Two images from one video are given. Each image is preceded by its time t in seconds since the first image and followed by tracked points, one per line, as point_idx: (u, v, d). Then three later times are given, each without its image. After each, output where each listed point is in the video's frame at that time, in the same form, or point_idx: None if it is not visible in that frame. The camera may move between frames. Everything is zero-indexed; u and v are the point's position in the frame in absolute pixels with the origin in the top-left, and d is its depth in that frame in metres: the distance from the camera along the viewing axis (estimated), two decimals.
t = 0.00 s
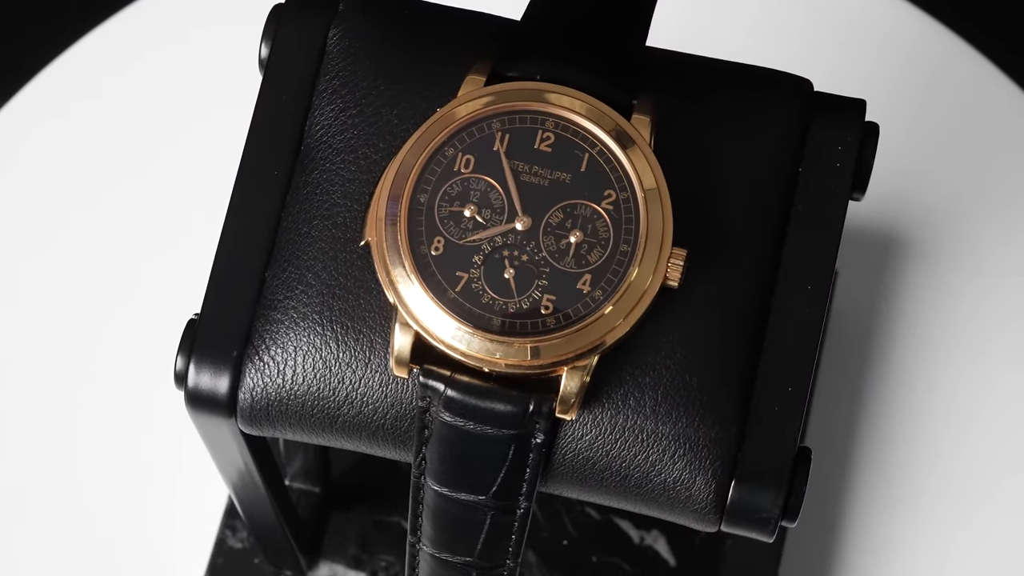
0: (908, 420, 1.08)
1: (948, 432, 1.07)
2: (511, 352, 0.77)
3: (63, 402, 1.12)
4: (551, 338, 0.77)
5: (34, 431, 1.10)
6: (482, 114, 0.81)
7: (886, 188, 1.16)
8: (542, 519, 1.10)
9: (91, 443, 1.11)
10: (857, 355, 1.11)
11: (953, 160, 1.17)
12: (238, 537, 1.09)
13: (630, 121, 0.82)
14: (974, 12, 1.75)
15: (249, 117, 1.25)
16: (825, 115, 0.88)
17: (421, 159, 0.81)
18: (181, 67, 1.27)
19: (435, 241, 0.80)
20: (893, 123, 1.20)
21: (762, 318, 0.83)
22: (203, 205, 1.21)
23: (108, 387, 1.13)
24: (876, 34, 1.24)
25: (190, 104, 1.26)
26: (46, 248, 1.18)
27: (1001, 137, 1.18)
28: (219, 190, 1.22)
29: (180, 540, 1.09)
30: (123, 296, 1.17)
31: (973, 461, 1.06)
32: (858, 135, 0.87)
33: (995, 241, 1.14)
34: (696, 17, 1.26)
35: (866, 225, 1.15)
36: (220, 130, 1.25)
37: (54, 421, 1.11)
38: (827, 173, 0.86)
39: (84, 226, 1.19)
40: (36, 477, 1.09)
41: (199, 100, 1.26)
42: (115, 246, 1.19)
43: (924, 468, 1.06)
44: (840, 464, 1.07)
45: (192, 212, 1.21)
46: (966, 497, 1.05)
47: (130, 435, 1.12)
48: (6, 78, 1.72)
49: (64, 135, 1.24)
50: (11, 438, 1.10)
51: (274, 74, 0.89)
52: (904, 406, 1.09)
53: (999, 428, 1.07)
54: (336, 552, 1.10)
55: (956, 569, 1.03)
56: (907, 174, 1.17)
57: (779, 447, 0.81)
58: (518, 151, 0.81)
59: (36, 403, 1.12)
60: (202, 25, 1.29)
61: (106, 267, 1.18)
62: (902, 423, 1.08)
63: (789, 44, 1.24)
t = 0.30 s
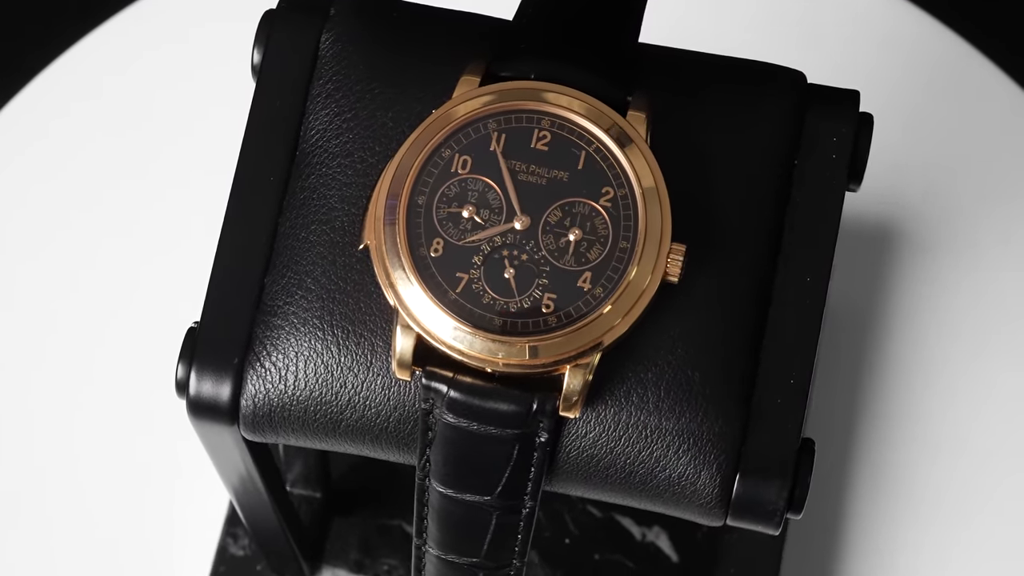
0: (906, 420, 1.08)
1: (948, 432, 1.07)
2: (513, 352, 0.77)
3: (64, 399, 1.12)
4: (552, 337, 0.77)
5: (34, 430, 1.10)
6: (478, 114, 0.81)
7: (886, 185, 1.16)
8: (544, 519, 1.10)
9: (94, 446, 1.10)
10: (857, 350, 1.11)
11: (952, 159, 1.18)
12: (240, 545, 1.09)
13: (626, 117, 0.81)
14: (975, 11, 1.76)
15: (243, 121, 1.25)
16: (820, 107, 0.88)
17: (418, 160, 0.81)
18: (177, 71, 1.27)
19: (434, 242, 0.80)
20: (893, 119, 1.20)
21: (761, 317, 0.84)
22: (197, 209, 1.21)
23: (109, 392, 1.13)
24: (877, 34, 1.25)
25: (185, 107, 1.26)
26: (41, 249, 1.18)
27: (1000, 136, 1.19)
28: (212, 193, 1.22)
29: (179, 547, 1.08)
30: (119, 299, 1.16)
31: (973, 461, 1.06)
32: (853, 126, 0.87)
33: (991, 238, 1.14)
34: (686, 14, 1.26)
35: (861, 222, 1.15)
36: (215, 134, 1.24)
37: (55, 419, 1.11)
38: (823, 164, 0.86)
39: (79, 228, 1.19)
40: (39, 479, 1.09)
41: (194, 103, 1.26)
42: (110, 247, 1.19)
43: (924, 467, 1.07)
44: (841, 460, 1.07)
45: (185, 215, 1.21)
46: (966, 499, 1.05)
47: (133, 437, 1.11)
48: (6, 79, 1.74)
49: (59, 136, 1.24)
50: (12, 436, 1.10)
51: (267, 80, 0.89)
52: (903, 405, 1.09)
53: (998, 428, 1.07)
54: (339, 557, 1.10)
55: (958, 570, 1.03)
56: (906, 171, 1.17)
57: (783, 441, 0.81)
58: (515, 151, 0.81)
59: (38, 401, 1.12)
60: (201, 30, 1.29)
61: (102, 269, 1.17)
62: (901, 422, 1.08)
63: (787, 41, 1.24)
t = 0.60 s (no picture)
0: (905, 420, 1.08)
1: (947, 433, 1.07)
2: (516, 352, 0.77)
3: (66, 399, 1.12)
4: (553, 336, 0.77)
5: (36, 430, 1.10)
6: (474, 115, 0.81)
7: (885, 182, 1.17)
8: (546, 518, 1.10)
9: (98, 451, 1.10)
10: (858, 343, 1.11)
11: (950, 157, 1.17)
12: (242, 552, 1.09)
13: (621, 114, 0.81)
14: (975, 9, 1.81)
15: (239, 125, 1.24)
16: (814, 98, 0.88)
17: (415, 163, 0.80)
18: (175, 77, 1.27)
19: (434, 244, 0.80)
20: (891, 117, 1.20)
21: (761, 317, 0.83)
22: (192, 214, 1.21)
23: (112, 398, 1.13)
24: (877, 32, 1.25)
25: (181, 111, 1.25)
26: (38, 253, 1.18)
27: (998, 134, 1.18)
28: (207, 199, 1.21)
29: (182, 555, 1.08)
30: (115, 302, 1.16)
31: (974, 462, 1.06)
32: (847, 117, 0.87)
33: (988, 235, 1.14)
34: (676, 11, 1.27)
35: (857, 218, 1.15)
36: (211, 139, 1.24)
37: (59, 421, 1.11)
38: (819, 156, 0.86)
39: (75, 232, 1.19)
40: (42, 484, 1.08)
41: (190, 108, 1.25)
42: (106, 251, 1.18)
43: (924, 467, 1.06)
44: (841, 456, 1.08)
45: (179, 220, 1.20)
46: (967, 500, 1.05)
47: (138, 442, 1.11)
48: (6, 79, 1.77)
49: (54, 140, 1.24)
50: (14, 438, 1.10)
51: (261, 86, 0.89)
52: (902, 405, 1.09)
53: (998, 426, 1.07)
54: (341, 561, 1.10)
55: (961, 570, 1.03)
56: (904, 169, 1.17)
57: (787, 432, 0.81)
58: (511, 151, 0.81)
59: (41, 401, 1.12)
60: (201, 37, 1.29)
61: (98, 273, 1.17)
62: (900, 422, 1.08)
63: (785, 37, 1.25)
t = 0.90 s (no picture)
0: (903, 421, 1.08)
1: (948, 434, 1.07)
2: (519, 351, 0.77)
3: (66, 398, 1.12)
4: (555, 335, 0.77)
5: (36, 429, 1.10)
6: (470, 116, 0.81)
7: (885, 179, 1.17)
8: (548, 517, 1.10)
9: (102, 457, 1.10)
10: (858, 339, 1.11)
11: (948, 155, 1.18)
12: (244, 561, 1.08)
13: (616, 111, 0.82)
14: (978, 12, 1.85)
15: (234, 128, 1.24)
16: (807, 89, 0.88)
17: (412, 166, 0.80)
18: (174, 84, 1.27)
19: (433, 246, 0.80)
20: (891, 115, 1.20)
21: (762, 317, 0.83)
22: (186, 220, 1.20)
23: (114, 402, 1.12)
24: (878, 31, 1.25)
25: (178, 118, 1.25)
26: (35, 257, 1.17)
27: (995, 132, 1.19)
28: (201, 206, 1.21)
29: (184, 564, 1.08)
30: (111, 310, 1.16)
31: (976, 462, 1.06)
32: (841, 107, 0.87)
33: (984, 233, 1.14)
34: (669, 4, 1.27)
35: (852, 214, 1.16)
36: (207, 149, 1.24)
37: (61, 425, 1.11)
38: (814, 148, 0.87)
39: (70, 237, 1.19)
40: (43, 489, 1.08)
41: (189, 116, 1.25)
42: (101, 255, 1.18)
43: (924, 468, 1.07)
44: (842, 453, 1.08)
45: (173, 227, 1.20)
46: (969, 501, 1.05)
47: (144, 449, 1.11)
48: (6, 78, 1.80)
49: (47, 143, 1.23)
50: (15, 437, 1.10)
51: (255, 92, 0.89)
52: (900, 407, 1.09)
53: (998, 425, 1.07)
54: (344, 567, 1.09)
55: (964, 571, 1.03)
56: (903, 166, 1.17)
57: (791, 424, 0.81)
58: (507, 151, 0.81)
59: (41, 399, 1.11)
60: (202, 46, 1.29)
61: (95, 274, 1.17)
62: (900, 419, 1.08)
63: (783, 32, 1.25)
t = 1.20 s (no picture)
0: (903, 420, 1.09)
1: (948, 435, 1.07)
2: (521, 351, 0.77)
3: (65, 397, 1.12)
4: (556, 334, 0.77)
5: (34, 427, 1.10)
6: (466, 116, 0.81)
7: (884, 177, 1.17)
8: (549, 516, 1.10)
9: (107, 460, 1.10)
10: (857, 334, 1.12)
11: (948, 154, 1.18)
12: (247, 569, 1.07)
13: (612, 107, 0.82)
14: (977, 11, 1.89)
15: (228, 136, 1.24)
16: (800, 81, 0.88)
17: (408, 169, 0.80)
18: (170, 88, 1.27)
19: (433, 248, 0.80)
20: (893, 113, 1.20)
21: (762, 313, 0.84)
22: (179, 225, 1.20)
23: (119, 405, 1.12)
24: (880, 28, 1.25)
25: (172, 124, 1.25)
26: (29, 261, 1.17)
27: (993, 130, 1.19)
28: (193, 212, 1.21)
29: (185, 568, 1.07)
30: (106, 315, 1.15)
31: (976, 463, 1.06)
32: (835, 99, 0.88)
33: (981, 232, 1.14)
34: None
35: (850, 210, 1.16)
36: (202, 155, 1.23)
37: (65, 427, 1.11)
38: (808, 139, 0.87)
39: (64, 241, 1.18)
40: (43, 491, 1.08)
41: (184, 120, 1.25)
42: (95, 258, 1.18)
43: (924, 469, 1.07)
44: (843, 449, 1.08)
45: (166, 233, 1.20)
46: (970, 503, 1.05)
47: (148, 452, 1.11)
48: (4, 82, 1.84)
49: (41, 144, 1.23)
50: (15, 435, 1.10)
51: (249, 99, 0.89)
52: (899, 409, 1.09)
53: (998, 424, 1.07)
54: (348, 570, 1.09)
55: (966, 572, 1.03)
56: (902, 165, 1.17)
57: (794, 416, 0.82)
58: (504, 151, 0.81)
59: (40, 397, 1.11)
60: (202, 54, 1.28)
61: (93, 275, 1.17)
62: (900, 415, 1.09)
63: (784, 27, 1.25)
